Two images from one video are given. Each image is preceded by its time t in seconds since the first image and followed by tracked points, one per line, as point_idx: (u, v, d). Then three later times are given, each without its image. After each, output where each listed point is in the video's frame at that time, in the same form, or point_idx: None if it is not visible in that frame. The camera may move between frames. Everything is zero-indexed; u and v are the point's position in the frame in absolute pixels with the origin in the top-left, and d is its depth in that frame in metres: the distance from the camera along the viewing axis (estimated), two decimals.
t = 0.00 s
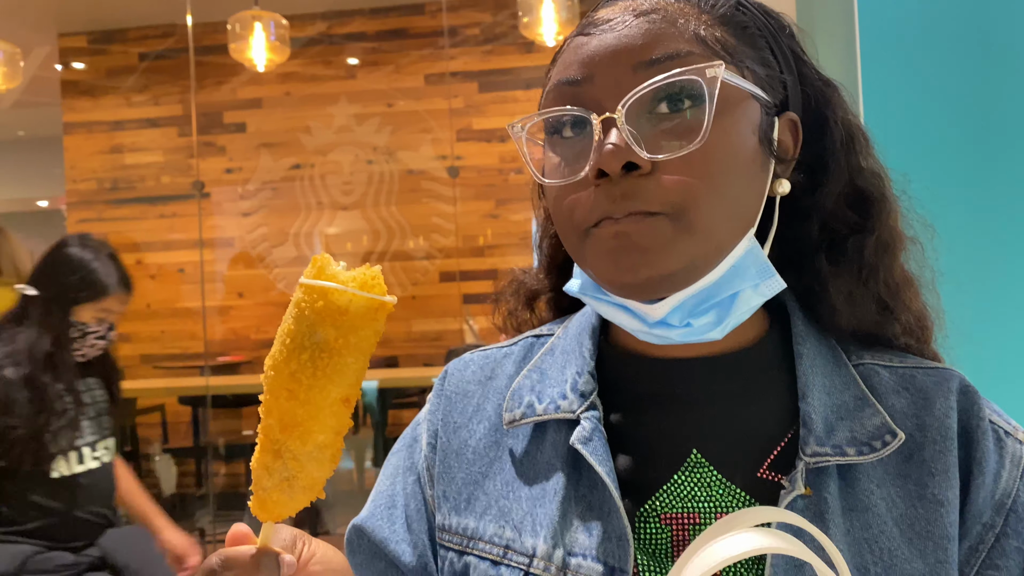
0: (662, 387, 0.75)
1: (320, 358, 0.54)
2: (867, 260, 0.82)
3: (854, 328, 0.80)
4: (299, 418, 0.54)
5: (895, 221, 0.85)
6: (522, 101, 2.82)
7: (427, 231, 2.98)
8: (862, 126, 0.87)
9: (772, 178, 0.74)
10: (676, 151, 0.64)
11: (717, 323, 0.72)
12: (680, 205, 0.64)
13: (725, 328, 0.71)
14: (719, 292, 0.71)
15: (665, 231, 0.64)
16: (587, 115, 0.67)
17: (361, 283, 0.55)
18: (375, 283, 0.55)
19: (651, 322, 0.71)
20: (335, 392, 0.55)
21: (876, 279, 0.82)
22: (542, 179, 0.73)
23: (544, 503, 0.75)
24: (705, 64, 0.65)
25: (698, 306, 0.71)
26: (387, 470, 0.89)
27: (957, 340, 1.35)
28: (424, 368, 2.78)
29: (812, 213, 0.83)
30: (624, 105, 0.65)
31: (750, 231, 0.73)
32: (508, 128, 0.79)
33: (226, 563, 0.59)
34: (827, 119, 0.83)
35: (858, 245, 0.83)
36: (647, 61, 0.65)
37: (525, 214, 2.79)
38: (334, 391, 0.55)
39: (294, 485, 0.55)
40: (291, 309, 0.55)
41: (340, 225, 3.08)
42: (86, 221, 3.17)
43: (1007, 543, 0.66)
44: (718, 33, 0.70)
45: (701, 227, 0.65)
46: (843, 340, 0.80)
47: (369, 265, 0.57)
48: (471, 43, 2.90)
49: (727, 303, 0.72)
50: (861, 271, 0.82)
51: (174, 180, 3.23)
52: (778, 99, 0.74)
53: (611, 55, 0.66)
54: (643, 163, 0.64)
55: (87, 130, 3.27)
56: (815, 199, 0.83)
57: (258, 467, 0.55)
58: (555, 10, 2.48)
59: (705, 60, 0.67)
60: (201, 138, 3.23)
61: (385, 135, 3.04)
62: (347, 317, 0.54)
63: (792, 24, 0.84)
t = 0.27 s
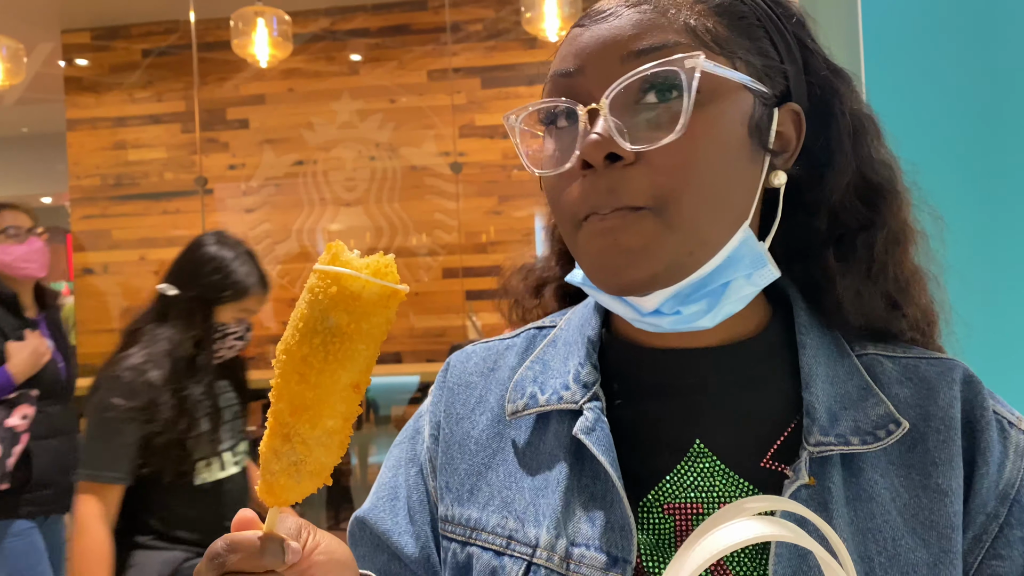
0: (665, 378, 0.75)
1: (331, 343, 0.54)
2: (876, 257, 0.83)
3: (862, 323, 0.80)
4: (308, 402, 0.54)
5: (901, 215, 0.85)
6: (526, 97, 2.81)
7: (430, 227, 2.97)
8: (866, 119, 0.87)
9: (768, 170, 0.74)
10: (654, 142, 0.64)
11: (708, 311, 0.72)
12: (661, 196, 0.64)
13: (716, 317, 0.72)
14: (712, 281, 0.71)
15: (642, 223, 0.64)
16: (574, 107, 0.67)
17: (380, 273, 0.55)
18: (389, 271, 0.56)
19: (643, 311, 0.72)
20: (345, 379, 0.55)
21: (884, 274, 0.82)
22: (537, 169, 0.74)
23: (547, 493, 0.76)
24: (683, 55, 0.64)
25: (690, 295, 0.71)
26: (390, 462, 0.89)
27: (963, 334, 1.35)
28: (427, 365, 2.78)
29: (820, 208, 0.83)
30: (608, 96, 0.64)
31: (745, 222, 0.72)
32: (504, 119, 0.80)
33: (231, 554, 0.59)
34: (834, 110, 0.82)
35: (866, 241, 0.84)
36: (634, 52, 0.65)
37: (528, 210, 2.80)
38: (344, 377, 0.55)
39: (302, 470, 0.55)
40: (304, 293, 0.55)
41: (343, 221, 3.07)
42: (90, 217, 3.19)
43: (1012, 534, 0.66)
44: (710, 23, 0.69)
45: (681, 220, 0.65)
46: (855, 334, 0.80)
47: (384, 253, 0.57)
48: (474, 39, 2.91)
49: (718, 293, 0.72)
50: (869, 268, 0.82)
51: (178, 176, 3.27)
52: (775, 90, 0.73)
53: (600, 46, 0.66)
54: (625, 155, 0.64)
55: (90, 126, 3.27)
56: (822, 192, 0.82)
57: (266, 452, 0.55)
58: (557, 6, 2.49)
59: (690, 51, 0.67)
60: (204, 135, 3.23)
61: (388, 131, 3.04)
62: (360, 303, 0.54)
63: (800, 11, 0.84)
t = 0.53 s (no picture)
0: (661, 377, 0.76)
1: (321, 349, 0.55)
2: (876, 265, 0.83)
3: (862, 329, 0.81)
4: (299, 408, 0.55)
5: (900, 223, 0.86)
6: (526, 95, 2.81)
7: (431, 224, 2.96)
8: (876, 128, 0.87)
9: (772, 174, 0.74)
10: (663, 138, 0.64)
11: (705, 313, 0.72)
12: (664, 188, 0.64)
13: (712, 319, 0.71)
14: (708, 284, 0.71)
15: (640, 216, 0.64)
16: (584, 97, 0.68)
17: (366, 280, 0.55)
18: (377, 277, 0.56)
19: (639, 309, 0.72)
20: (335, 385, 0.56)
21: (882, 281, 0.82)
22: (541, 158, 0.74)
23: (544, 490, 0.76)
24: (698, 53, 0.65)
25: (686, 296, 0.71)
26: (390, 461, 0.89)
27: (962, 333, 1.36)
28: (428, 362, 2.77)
29: (821, 215, 0.84)
30: (617, 90, 0.66)
31: (744, 225, 0.72)
32: (514, 104, 0.81)
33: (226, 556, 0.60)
34: (842, 119, 0.83)
35: (866, 250, 0.84)
36: (646, 48, 0.66)
37: (528, 208, 2.82)
38: (334, 383, 0.56)
39: (293, 475, 0.55)
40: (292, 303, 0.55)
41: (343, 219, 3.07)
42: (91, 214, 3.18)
43: (1004, 530, 0.66)
44: (723, 25, 0.70)
45: (683, 217, 0.65)
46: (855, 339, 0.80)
47: (372, 260, 0.57)
48: (474, 36, 2.90)
49: (714, 296, 0.72)
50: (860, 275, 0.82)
51: (178, 173, 3.25)
52: (785, 96, 0.74)
53: (614, 40, 0.67)
54: (631, 148, 0.64)
55: (91, 123, 3.27)
56: (824, 199, 0.83)
57: (259, 457, 0.56)
58: (557, 3, 2.50)
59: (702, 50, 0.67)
60: (204, 132, 3.24)
61: (388, 129, 3.05)
62: (349, 309, 0.55)
63: (814, 18, 0.84)
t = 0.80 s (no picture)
0: (660, 376, 0.77)
1: (350, 334, 0.56)
2: (870, 267, 0.84)
3: (857, 329, 0.82)
4: (326, 390, 0.56)
5: (894, 223, 0.86)
6: (524, 93, 2.78)
7: (429, 223, 2.97)
8: (872, 126, 0.87)
9: (766, 175, 0.75)
10: (651, 147, 0.65)
11: (699, 314, 0.73)
12: (652, 200, 0.66)
13: (706, 320, 0.73)
14: (703, 285, 0.72)
15: (625, 226, 0.66)
16: (573, 107, 0.69)
17: (397, 272, 0.57)
18: (408, 271, 0.57)
19: (634, 309, 0.73)
20: (360, 370, 0.57)
21: (878, 282, 0.83)
22: (536, 166, 0.75)
23: (545, 487, 0.77)
24: (680, 64, 0.66)
25: (681, 297, 0.72)
26: (392, 459, 0.90)
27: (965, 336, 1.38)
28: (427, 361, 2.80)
29: (822, 216, 0.84)
30: (603, 100, 0.66)
31: (738, 226, 0.72)
32: (508, 113, 0.81)
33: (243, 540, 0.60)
34: (840, 116, 0.83)
35: (861, 252, 0.85)
36: (635, 57, 0.67)
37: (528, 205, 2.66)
38: (360, 368, 0.57)
39: (315, 455, 0.56)
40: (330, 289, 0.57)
41: (341, 217, 3.07)
42: (87, 212, 3.20)
43: (996, 528, 0.68)
44: (714, 29, 0.70)
45: (668, 221, 0.66)
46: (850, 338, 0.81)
47: (403, 255, 0.59)
48: (473, 35, 2.89)
49: (709, 296, 0.73)
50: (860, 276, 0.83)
51: (177, 171, 3.28)
52: (778, 97, 0.75)
53: (602, 50, 0.68)
54: (619, 158, 0.66)
55: (89, 121, 3.27)
56: (823, 197, 0.83)
57: (284, 438, 0.57)
58: (557, 3, 2.47)
59: (690, 58, 0.68)
60: (203, 129, 3.24)
61: (386, 127, 3.06)
62: (381, 298, 0.56)
63: (814, 13, 0.85)
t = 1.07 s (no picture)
0: (650, 382, 0.78)
1: (457, 288, 0.63)
2: (854, 278, 0.84)
3: (842, 338, 0.82)
4: (421, 329, 0.62)
5: (881, 229, 0.87)
6: (522, 94, 2.78)
7: (427, 222, 2.98)
8: (853, 134, 0.88)
9: (742, 190, 0.76)
10: (622, 170, 0.66)
11: (680, 327, 0.74)
12: (620, 226, 0.66)
13: (688, 332, 0.74)
14: (685, 297, 0.73)
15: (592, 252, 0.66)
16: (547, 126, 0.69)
17: (513, 248, 0.65)
18: (519, 250, 0.66)
19: (619, 323, 0.75)
20: (452, 318, 0.63)
21: (863, 293, 0.83)
22: (515, 183, 0.77)
23: (541, 491, 0.78)
24: (649, 86, 0.66)
25: (664, 311, 0.73)
26: (390, 459, 0.91)
27: (957, 340, 1.40)
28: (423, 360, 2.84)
29: (802, 224, 0.85)
30: (575, 121, 0.66)
31: (716, 240, 0.74)
32: (487, 130, 0.81)
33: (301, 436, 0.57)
34: (822, 126, 0.84)
35: (847, 264, 0.85)
36: (607, 75, 0.67)
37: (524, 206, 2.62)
38: (455, 319, 0.63)
39: (392, 384, 0.61)
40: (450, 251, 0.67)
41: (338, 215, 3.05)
42: (84, 210, 3.23)
43: (985, 534, 0.68)
44: (687, 45, 0.70)
45: (633, 242, 0.66)
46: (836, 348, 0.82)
47: (518, 234, 0.68)
48: (470, 35, 2.89)
49: (691, 308, 0.74)
50: (847, 285, 0.83)
51: (174, 169, 3.27)
52: (756, 111, 0.75)
53: (573, 69, 0.68)
54: (590, 180, 0.67)
55: (86, 119, 3.27)
56: (806, 208, 0.84)
57: (371, 361, 0.62)
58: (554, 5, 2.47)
59: (662, 77, 0.68)
60: (201, 128, 3.22)
61: (384, 126, 3.05)
62: (492, 264, 0.64)
63: (796, 18, 0.86)
